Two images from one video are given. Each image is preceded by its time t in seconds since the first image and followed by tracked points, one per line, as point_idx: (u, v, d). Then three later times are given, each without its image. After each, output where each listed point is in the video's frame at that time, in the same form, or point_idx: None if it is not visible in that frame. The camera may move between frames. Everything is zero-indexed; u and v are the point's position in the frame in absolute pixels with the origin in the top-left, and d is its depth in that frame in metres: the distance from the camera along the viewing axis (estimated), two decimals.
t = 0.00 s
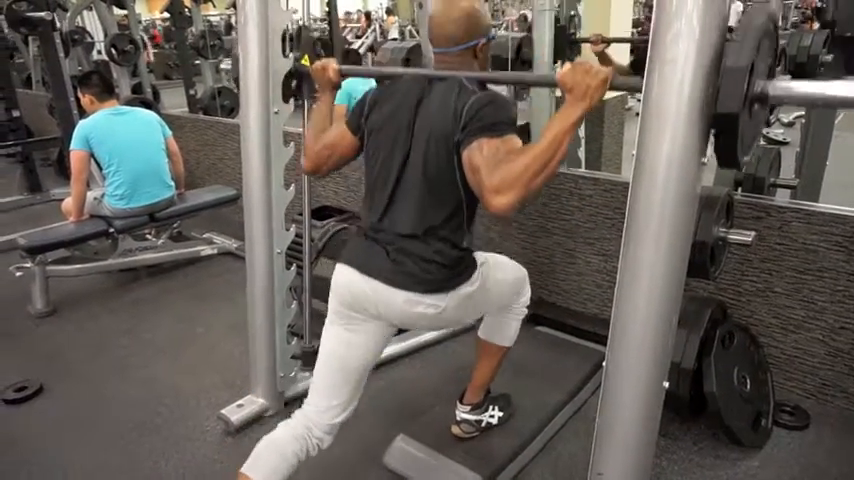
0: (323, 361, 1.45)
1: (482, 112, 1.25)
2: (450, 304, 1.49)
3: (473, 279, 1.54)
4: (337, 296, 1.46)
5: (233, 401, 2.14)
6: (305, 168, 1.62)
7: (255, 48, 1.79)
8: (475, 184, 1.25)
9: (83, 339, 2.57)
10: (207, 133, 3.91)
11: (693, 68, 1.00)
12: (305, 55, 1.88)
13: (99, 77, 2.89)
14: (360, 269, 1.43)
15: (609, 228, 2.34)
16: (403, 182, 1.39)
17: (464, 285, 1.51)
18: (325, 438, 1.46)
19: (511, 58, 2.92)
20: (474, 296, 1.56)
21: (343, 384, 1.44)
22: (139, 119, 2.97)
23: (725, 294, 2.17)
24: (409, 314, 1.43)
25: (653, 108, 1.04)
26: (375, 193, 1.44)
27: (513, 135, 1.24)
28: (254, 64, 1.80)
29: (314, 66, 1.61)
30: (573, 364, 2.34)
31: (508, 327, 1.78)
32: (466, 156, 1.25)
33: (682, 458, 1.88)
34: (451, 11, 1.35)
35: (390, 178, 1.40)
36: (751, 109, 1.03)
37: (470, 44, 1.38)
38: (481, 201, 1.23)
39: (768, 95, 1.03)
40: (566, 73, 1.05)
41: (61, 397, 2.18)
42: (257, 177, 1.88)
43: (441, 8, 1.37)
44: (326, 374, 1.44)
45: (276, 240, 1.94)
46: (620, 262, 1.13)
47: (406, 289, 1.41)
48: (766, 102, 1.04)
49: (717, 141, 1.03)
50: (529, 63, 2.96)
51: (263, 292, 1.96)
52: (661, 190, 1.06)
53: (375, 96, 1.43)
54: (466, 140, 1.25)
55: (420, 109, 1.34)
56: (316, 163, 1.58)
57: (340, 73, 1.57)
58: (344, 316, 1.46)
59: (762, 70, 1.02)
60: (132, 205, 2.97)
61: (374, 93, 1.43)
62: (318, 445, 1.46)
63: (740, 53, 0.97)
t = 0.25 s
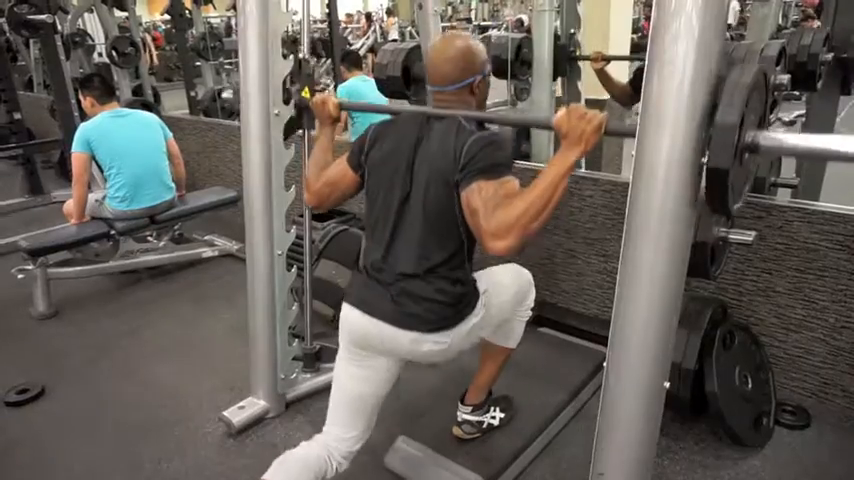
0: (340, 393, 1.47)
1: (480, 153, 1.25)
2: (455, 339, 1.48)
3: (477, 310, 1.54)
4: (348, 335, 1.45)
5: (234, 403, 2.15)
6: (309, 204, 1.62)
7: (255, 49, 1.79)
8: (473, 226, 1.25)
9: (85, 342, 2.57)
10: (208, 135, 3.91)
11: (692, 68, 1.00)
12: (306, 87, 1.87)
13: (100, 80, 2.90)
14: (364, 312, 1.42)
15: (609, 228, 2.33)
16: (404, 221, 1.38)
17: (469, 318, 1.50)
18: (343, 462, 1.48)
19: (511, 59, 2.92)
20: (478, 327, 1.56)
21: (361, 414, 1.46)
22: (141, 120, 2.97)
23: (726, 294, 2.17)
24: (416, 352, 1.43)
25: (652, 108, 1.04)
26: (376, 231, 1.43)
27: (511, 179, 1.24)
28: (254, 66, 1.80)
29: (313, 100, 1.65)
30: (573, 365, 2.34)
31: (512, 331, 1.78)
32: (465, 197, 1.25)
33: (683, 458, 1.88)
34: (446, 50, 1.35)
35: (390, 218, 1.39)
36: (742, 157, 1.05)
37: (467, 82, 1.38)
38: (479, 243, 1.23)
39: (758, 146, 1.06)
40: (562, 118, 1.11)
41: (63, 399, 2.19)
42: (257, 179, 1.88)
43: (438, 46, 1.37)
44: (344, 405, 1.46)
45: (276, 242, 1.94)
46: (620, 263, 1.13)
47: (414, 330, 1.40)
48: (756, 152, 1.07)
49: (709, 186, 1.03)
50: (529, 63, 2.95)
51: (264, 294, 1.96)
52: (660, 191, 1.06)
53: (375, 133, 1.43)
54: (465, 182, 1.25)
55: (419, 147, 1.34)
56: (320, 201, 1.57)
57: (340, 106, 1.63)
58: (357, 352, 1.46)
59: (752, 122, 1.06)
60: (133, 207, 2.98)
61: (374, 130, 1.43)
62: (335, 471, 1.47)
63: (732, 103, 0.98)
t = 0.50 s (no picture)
0: (345, 418, 1.45)
1: (477, 186, 1.24)
2: (459, 362, 1.49)
3: (478, 331, 1.53)
4: (354, 362, 1.43)
5: (232, 402, 2.14)
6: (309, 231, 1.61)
7: (254, 48, 1.79)
8: (469, 258, 1.25)
9: (82, 341, 2.57)
10: (207, 135, 3.91)
11: (690, 69, 1.01)
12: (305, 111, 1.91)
13: (99, 79, 2.89)
14: (371, 343, 1.40)
15: (606, 230, 2.34)
16: (403, 250, 1.38)
17: (472, 339, 1.51)
18: None
19: (509, 61, 2.93)
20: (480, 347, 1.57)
21: (366, 438, 1.45)
22: (140, 120, 2.97)
23: (723, 296, 2.17)
24: (423, 378, 1.44)
25: (650, 108, 1.05)
26: (376, 261, 1.44)
27: (507, 211, 1.25)
28: (253, 64, 1.80)
29: (311, 125, 1.65)
30: (571, 366, 2.34)
31: (512, 332, 1.79)
32: (461, 230, 1.24)
33: (680, 459, 1.88)
34: (443, 83, 1.34)
35: (390, 249, 1.40)
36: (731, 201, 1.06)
37: (462, 113, 1.37)
38: (476, 276, 1.23)
39: (747, 190, 1.06)
40: (556, 155, 1.10)
41: (59, 398, 2.18)
42: (255, 177, 1.88)
43: (435, 78, 1.35)
44: (349, 429, 1.44)
45: (274, 241, 1.94)
46: (617, 264, 1.13)
47: (420, 359, 1.40)
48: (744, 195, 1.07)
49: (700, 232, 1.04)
50: (527, 65, 2.98)
51: (261, 293, 1.96)
52: (657, 192, 1.06)
53: (372, 164, 1.42)
54: (461, 215, 1.25)
55: (416, 180, 1.34)
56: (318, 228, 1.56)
57: (339, 131, 1.63)
58: (362, 377, 1.44)
59: (745, 165, 1.09)
60: (131, 206, 2.98)
61: (372, 160, 1.43)
62: None
63: (720, 152, 0.99)
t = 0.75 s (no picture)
0: (346, 428, 1.45)
1: (476, 200, 1.24)
2: (459, 371, 1.50)
3: (478, 341, 1.54)
4: (355, 373, 1.43)
5: (230, 401, 2.14)
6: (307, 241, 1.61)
7: (253, 47, 1.79)
8: (467, 272, 1.25)
9: (80, 340, 2.56)
10: (205, 134, 3.91)
11: (688, 71, 1.01)
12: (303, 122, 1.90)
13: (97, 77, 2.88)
14: (371, 355, 1.40)
15: (605, 230, 2.34)
16: (403, 263, 1.38)
17: (471, 349, 1.51)
18: None
19: (508, 60, 2.93)
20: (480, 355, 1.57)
21: (366, 448, 1.46)
22: (138, 119, 2.96)
23: (722, 296, 2.17)
24: (423, 388, 1.45)
25: (649, 109, 1.05)
26: (374, 273, 1.43)
27: (505, 225, 1.25)
28: (252, 63, 1.80)
29: (310, 135, 1.65)
30: (569, 366, 2.34)
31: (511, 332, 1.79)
32: (459, 244, 1.24)
33: (678, 459, 1.89)
34: (441, 96, 1.34)
35: (389, 261, 1.39)
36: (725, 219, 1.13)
37: (460, 127, 1.37)
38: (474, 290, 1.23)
39: (742, 208, 1.13)
40: (554, 171, 1.12)
41: (57, 397, 2.18)
42: (254, 177, 1.88)
43: (433, 91, 1.35)
44: (349, 439, 1.45)
45: (273, 241, 1.94)
46: (616, 264, 1.13)
47: (421, 370, 1.41)
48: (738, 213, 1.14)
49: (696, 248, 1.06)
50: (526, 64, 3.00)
51: (260, 292, 1.96)
52: (656, 193, 1.06)
53: (372, 177, 1.43)
54: (460, 229, 1.24)
55: (415, 193, 1.34)
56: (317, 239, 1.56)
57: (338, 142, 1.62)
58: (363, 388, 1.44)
59: (736, 186, 1.14)
60: (129, 205, 2.98)
61: (371, 173, 1.43)
62: None
63: (716, 172, 1.00)
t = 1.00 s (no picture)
0: (337, 410, 1.43)
1: (478, 175, 1.25)
2: (456, 350, 1.48)
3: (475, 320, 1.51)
4: (347, 349, 1.42)
5: (230, 402, 2.14)
6: (306, 222, 1.59)
7: (253, 47, 1.79)
8: (470, 249, 1.26)
9: (79, 340, 2.56)
10: (205, 134, 3.91)
11: (689, 72, 1.01)
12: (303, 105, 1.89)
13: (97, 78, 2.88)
14: (366, 329, 1.40)
15: (605, 231, 2.34)
16: (403, 239, 1.38)
17: (469, 329, 1.49)
18: None
19: (508, 61, 2.93)
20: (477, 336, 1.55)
21: (358, 430, 1.44)
22: (138, 119, 2.96)
23: (722, 297, 2.17)
24: (418, 367, 1.43)
25: (649, 111, 1.05)
26: (374, 250, 1.44)
27: (508, 201, 1.25)
28: (253, 63, 1.80)
29: (311, 119, 1.66)
30: (569, 366, 2.34)
31: (508, 330, 1.79)
32: (461, 220, 1.25)
33: (678, 460, 1.89)
34: (442, 76, 1.34)
35: (390, 236, 1.40)
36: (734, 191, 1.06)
37: (461, 106, 1.37)
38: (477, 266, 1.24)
39: (749, 179, 1.07)
40: (557, 146, 1.11)
41: (57, 398, 2.18)
42: (254, 177, 1.88)
43: (435, 71, 1.35)
44: (341, 422, 1.43)
45: (273, 241, 1.94)
46: (616, 265, 1.13)
47: (417, 344, 1.39)
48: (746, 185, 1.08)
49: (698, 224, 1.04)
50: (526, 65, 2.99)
51: (261, 293, 1.96)
52: (656, 193, 1.06)
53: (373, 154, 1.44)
54: (461, 205, 1.25)
55: (416, 170, 1.34)
56: (316, 218, 1.55)
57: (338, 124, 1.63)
58: (356, 367, 1.43)
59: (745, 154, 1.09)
60: (129, 205, 2.97)
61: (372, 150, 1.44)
62: None
63: (720, 143, 0.98)
